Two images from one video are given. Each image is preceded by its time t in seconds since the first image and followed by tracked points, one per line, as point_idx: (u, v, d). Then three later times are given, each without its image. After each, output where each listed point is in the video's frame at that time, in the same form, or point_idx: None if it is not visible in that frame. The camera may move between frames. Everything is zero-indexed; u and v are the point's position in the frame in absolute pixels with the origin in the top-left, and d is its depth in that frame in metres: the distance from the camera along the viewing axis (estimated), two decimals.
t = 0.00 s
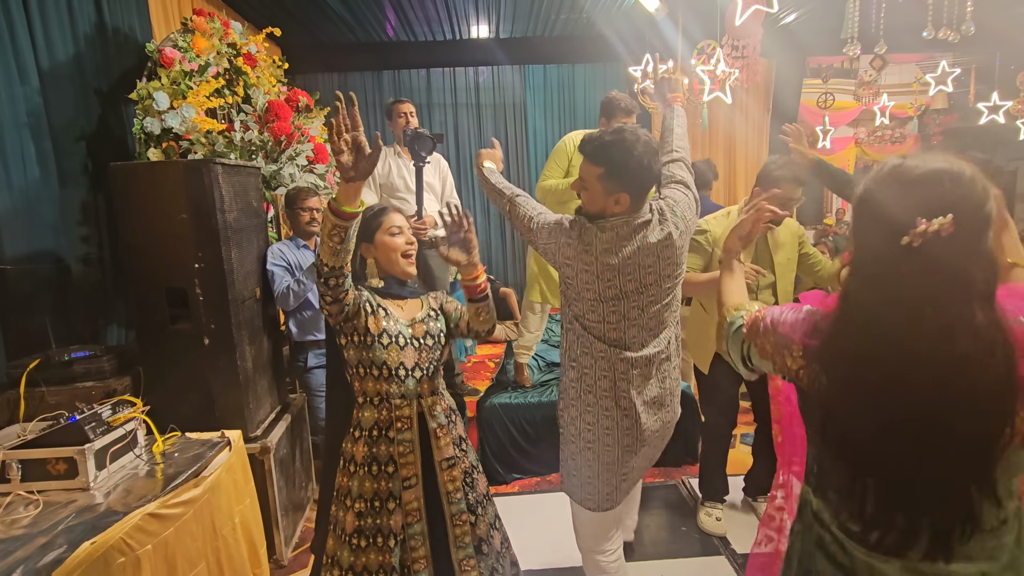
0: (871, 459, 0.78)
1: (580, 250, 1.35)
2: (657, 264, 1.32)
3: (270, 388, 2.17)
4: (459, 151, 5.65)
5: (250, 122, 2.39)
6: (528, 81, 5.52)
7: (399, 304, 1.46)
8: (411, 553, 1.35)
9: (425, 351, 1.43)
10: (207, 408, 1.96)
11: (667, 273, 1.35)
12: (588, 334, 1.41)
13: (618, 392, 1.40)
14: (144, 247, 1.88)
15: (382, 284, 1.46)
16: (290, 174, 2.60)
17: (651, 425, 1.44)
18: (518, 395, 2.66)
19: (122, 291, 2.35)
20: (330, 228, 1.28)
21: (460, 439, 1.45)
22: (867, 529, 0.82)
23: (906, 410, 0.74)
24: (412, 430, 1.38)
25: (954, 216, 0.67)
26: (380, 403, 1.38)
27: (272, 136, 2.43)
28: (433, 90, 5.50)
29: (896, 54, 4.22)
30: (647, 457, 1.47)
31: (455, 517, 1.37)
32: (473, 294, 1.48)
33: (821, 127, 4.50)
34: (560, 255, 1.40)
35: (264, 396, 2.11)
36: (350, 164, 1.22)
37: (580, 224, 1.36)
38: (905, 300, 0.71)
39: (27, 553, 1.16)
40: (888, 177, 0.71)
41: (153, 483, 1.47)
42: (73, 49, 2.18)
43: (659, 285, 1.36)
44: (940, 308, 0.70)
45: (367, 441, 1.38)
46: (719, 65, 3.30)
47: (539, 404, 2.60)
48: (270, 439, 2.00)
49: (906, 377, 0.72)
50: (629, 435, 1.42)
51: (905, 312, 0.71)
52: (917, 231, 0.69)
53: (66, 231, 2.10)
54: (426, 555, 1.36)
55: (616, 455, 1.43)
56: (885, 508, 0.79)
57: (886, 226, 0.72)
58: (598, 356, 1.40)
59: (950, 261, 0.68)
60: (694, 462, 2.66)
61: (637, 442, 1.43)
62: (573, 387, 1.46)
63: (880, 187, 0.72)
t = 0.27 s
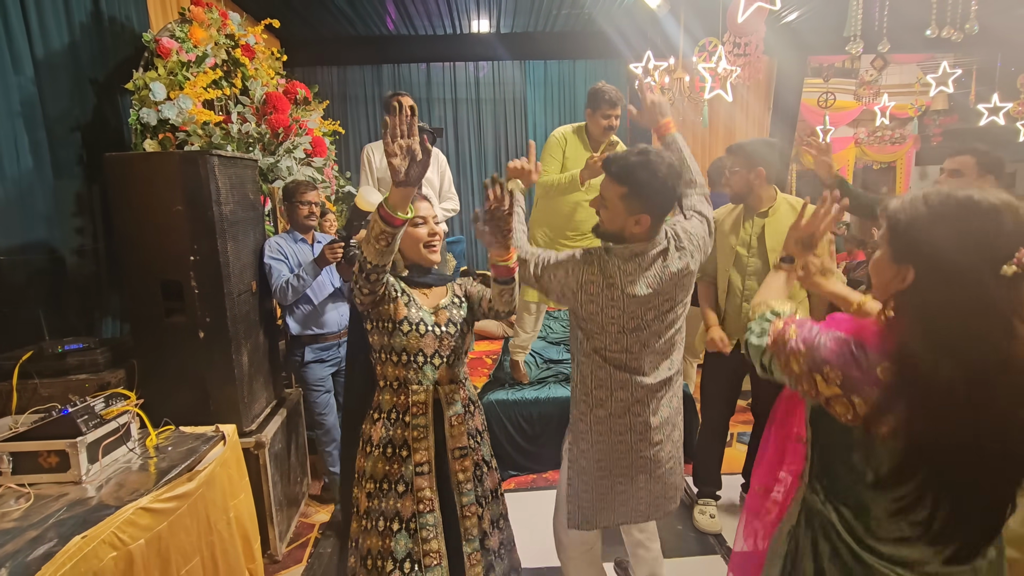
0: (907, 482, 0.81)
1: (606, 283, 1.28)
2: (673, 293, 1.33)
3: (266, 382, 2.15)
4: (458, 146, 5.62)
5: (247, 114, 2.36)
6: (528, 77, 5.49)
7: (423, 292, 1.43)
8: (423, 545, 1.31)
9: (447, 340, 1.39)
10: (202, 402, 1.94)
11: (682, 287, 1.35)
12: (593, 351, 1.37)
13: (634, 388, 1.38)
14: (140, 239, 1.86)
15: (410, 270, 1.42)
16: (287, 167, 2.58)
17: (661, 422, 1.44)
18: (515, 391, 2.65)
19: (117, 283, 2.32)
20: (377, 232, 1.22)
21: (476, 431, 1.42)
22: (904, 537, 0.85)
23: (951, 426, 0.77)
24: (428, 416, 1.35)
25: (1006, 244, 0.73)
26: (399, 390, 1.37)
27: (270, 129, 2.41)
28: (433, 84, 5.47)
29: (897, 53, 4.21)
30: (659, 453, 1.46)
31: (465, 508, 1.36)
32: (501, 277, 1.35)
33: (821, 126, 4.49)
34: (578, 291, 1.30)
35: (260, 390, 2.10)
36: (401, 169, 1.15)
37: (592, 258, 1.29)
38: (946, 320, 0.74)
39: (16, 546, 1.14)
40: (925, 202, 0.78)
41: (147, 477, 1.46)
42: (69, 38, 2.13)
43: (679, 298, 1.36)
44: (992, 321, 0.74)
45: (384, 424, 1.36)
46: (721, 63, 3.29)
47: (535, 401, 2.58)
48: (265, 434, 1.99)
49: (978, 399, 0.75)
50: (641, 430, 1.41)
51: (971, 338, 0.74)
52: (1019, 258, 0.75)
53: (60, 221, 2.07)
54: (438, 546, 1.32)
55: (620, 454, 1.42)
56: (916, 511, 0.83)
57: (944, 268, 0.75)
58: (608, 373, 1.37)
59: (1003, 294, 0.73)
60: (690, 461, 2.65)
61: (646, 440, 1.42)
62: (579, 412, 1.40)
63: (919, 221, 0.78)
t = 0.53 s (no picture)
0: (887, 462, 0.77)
1: (602, 253, 1.31)
2: (677, 271, 1.32)
3: (264, 375, 2.14)
4: (459, 141, 5.58)
5: (247, 105, 2.35)
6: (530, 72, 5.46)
7: (422, 299, 1.36)
8: (413, 548, 1.30)
9: (443, 347, 1.35)
10: (198, 395, 1.93)
11: (682, 279, 1.34)
12: (602, 340, 1.38)
13: (636, 395, 1.37)
14: (137, 231, 1.84)
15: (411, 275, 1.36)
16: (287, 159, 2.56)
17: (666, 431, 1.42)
18: (515, 387, 2.63)
19: (114, 274, 2.30)
20: (393, 286, 1.23)
21: (475, 436, 1.41)
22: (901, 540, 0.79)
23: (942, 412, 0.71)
24: (422, 422, 1.33)
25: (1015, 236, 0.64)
26: (399, 395, 1.35)
27: (270, 120, 2.42)
28: (434, 78, 5.43)
29: (901, 53, 4.19)
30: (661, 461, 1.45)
31: (470, 514, 1.35)
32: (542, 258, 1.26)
33: (824, 126, 4.48)
34: (578, 260, 1.35)
35: (258, 384, 2.08)
36: (421, 223, 1.22)
37: (592, 228, 1.34)
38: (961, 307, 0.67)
39: (9, 538, 1.13)
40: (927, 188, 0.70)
41: (142, 470, 1.44)
42: (67, 25, 2.10)
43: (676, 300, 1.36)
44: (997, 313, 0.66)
45: (380, 426, 1.35)
46: (725, 60, 3.27)
47: (534, 398, 2.57)
48: (262, 428, 1.98)
49: (975, 405, 0.68)
50: (646, 440, 1.40)
51: (949, 320, 0.68)
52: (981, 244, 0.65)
53: (56, 211, 2.05)
54: (430, 550, 1.30)
55: (627, 463, 1.41)
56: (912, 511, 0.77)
57: (925, 250, 0.69)
58: (610, 363, 1.38)
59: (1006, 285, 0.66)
60: (690, 459, 2.64)
61: (652, 449, 1.41)
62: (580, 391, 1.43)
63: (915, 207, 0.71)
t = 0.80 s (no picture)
0: (894, 483, 0.70)
1: (606, 252, 1.29)
2: (681, 271, 1.29)
3: (263, 373, 2.13)
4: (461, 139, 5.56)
5: (249, 101, 2.33)
6: (533, 71, 5.43)
7: (427, 292, 1.38)
8: (408, 558, 1.28)
9: (454, 347, 1.37)
10: (196, 392, 1.91)
11: (680, 281, 1.30)
12: (606, 342, 1.37)
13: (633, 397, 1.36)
14: (136, 227, 1.82)
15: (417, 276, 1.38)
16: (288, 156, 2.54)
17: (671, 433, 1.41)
18: (515, 387, 2.61)
19: (113, 270, 2.29)
20: (387, 230, 1.18)
21: (481, 435, 1.39)
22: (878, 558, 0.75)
23: (955, 432, 0.63)
24: (432, 426, 1.31)
25: (1006, 243, 0.59)
26: (399, 397, 1.34)
27: (271, 116, 2.39)
28: (437, 76, 5.40)
29: (906, 55, 4.18)
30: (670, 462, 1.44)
31: (473, 515, 1.32)
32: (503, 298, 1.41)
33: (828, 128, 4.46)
34: (580, 257, 1.33)
35: (257, 381, 2.07)
36: (416, 163, 1.12)
37: (600, 227, 1.32)
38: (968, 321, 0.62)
39: (3, 537, 1.12)
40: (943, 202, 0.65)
41: (139, 468, 1.43)
42: (67, 19, 2.08)
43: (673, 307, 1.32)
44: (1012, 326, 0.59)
45: (386, 429, 1.34)
46: (730, 60, 3.25)
47: (534, 398, 2.55)
48: (260, 426, 1.97)
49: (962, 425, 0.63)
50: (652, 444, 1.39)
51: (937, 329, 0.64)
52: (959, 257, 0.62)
53: (55, 206, 2.04)
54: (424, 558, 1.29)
55: (632, 464, 1.39)
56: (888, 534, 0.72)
57: (935, 252, 0.65)
58: (615, 364, 1.37)
59: (1022, 285, 0.58)
60: (691, 461, 2.62)
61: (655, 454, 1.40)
62: (586, 392, 1.41)
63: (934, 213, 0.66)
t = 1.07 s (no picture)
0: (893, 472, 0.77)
1: (614, 243, 1.29)
2: (687, 263, 1.32)
3: (262, 375, 2.12)
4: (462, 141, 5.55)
5: (250, 101, 2.32)
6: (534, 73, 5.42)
7: (405, 289, 1.37)
8: (393, 547, 1.28)
9: (429, 343, 1.33)
10: (194, 393, 1.91)
11: (678, 275, 1.32)
12: (611, 337, 1.37)
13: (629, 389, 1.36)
14: (135, 227, 1.81)
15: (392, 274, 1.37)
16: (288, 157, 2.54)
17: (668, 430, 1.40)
18: (514, 390, 2.60)
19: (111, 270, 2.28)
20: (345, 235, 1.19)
21: (467, 435, 1.36)
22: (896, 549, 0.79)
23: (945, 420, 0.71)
24: (407, 421, 1.31)
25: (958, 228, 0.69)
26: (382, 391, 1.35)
27: (272, 117, 2.38)
28: (438, 77, 5.39)
29: (907, 60, 4.18)
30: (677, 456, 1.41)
31: (457, 518, 1.30)
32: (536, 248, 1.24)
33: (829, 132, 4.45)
34: (589, 249, 1.32)
35: (255, 383, 2.06)
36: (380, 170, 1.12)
37: (605, 220, 1.31)
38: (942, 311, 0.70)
39: None
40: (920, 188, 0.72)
41: (135, 470, 1.42)
42: (67, 18, 2.08)
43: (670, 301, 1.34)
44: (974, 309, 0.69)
45: (368, 427, 1.34)
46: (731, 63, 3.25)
47: (532, 401, 2.54)
48: (258, 428, 1.96)
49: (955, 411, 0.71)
50: (648, 441, 1.38)
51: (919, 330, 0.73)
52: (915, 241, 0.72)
53: (54, 206, 2.03)
54: (408, 552, 1.28)
55: (633, 459, 1.39)
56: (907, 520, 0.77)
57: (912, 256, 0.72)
58: (618, 357, 1.36)
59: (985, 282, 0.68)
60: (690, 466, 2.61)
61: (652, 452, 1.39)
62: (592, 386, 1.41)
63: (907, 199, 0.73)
